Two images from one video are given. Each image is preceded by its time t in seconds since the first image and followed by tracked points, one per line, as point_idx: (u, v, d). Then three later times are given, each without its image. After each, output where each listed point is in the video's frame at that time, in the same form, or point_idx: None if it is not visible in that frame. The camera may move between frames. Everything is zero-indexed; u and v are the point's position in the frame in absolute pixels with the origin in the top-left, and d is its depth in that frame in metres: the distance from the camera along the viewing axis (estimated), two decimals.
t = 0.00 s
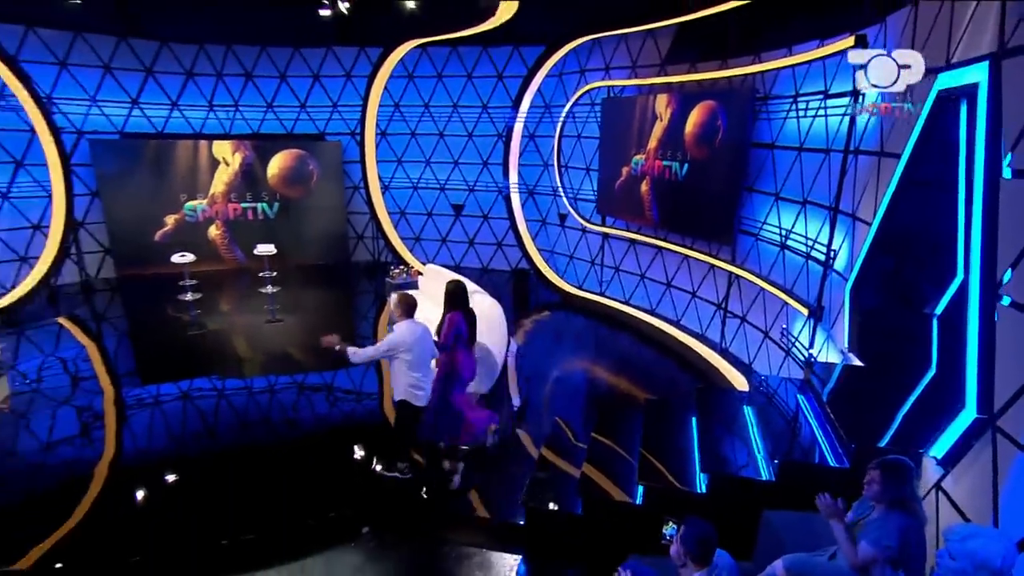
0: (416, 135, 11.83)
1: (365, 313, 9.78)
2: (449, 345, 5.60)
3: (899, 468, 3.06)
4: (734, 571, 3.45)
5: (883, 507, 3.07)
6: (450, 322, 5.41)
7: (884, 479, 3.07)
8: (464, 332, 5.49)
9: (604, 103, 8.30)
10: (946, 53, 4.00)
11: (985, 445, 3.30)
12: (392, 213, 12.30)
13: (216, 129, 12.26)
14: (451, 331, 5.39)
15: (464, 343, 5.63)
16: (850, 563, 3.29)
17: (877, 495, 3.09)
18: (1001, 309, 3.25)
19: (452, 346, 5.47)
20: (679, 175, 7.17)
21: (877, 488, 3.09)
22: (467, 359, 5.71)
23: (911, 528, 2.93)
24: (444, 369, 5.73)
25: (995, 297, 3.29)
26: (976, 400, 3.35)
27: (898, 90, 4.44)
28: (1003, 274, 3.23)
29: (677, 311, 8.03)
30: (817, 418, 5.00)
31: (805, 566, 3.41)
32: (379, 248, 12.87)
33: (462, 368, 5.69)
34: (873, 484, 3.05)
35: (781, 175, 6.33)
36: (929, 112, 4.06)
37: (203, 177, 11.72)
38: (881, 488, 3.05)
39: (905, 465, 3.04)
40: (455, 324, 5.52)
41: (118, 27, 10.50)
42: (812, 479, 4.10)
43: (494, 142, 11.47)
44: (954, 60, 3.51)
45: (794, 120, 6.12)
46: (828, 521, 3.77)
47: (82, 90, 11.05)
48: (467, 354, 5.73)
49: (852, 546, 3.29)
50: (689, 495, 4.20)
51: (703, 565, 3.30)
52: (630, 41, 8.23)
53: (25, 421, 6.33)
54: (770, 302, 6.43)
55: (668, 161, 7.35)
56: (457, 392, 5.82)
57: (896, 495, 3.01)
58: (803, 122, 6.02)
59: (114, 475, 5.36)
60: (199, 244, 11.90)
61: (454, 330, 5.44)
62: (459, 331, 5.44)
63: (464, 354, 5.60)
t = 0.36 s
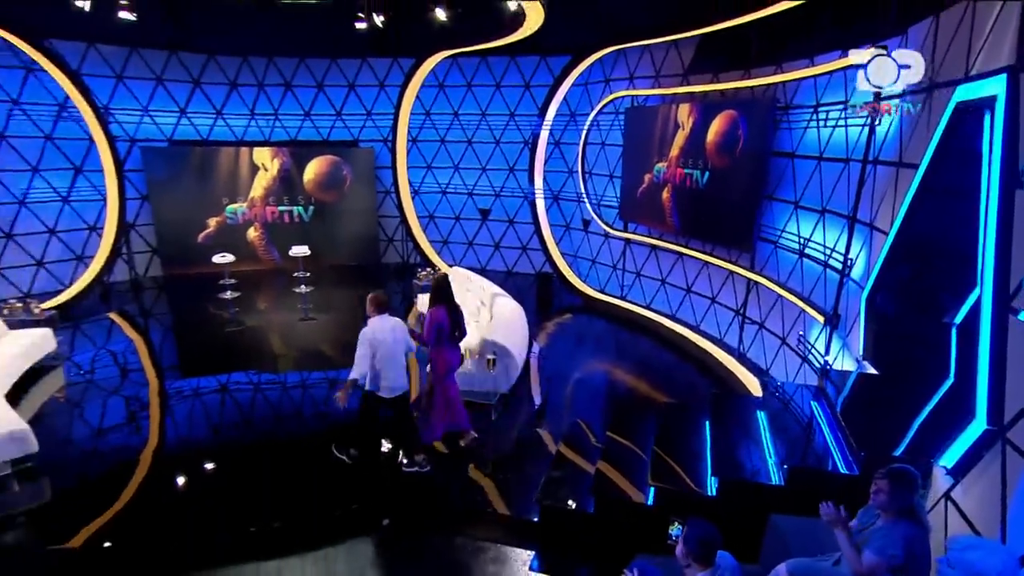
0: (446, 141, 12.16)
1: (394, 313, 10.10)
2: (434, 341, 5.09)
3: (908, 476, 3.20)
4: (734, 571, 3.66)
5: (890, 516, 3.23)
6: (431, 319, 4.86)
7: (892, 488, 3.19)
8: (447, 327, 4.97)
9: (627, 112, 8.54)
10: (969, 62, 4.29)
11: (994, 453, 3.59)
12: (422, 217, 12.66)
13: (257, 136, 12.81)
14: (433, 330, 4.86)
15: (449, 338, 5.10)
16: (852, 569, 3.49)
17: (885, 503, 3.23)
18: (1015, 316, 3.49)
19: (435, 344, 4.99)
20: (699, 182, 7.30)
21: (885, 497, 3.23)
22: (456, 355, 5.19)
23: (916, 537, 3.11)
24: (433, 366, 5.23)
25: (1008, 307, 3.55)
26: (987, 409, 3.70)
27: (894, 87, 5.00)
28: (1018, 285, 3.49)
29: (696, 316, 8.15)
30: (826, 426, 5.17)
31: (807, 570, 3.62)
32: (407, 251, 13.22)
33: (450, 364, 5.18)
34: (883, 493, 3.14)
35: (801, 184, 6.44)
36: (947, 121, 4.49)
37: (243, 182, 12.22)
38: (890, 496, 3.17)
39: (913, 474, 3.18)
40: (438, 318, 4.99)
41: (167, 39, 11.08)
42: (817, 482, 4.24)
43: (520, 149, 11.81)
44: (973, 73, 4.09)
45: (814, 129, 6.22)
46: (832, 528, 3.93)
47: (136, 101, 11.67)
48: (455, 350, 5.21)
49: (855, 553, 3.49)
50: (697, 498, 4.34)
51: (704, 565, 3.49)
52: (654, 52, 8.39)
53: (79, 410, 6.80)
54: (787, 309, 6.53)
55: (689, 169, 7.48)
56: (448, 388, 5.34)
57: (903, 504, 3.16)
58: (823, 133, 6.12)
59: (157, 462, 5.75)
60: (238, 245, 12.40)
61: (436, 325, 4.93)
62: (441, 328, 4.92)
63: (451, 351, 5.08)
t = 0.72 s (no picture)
0: (473, 148, 12.47)
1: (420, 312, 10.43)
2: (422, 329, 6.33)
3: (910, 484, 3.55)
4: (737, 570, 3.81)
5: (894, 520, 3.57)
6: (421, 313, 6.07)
7: (894, 494, 3.55)
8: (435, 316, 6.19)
9: (650, 121, 8.76)
10: (985, 74, 4.45)
11: (1001, 465, 3.92)
12: (448, 221, 12.97)
13: (293, 144, 13.24)
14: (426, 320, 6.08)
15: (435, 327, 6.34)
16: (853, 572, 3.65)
17: (891, 507, 3.59)
18: None
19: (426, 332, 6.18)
20: (718, 190, 7.49)
21: (890, 502, 3.61)
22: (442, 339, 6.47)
23: (916, 543, 3.44)
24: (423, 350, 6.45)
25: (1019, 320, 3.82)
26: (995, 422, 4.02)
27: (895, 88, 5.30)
28: None
29: (713, 321, 8.28)
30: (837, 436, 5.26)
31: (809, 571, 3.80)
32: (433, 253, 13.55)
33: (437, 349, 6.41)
34: (886, 499, 3.48)
35: (819, 193, 6.52)
36: (962, 132, 4.65)
37: (279, 188, 12.69)
38: (893, 501, 3.52)
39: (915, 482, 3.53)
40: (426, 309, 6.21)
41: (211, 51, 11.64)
42: (823, 487, 4.42)
43: (545, 156, 11.97)
44: (991, 85, 4.30)
45: (833, 139, 6.30)
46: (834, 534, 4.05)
47: (183, 111, 12.24)
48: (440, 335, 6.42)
49: (857, 558, 3.67)
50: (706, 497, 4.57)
51: (707, 565, 3.69)
52: (676, 63, 8.54)
53: (127, 399, 7.27)
54: (803, 316, 6.66)
55: (709, 177, 7.66)
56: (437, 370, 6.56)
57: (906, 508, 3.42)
58: (841, 142, 6.21)
59: (197, 451, 6.14)
60: (274, 246, 12.90)
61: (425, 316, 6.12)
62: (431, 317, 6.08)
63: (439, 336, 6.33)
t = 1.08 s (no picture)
0: (491, 154, 12.74)
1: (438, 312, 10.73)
2: (412, 325, 7.09)
3: (903, 486, 3.69)
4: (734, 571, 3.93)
5: (888, 522, 3.70)
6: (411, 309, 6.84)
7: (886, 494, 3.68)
8: (423, 316, 6.91)
9: (662, 128, 8.94)
10: (987, 85, 4.61)
11: (995, 470, 4.08)
12: (466, 225, 13.27)
13: (320, 150, 13.70)
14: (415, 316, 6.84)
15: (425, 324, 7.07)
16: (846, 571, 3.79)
17: (883, 509, 3.75)
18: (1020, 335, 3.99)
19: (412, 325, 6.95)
20: (728, 196, 7.66)
21: (883, 503, 3.73)
22: (429, 337, 7.15)
23: (907, 545, 3.55)
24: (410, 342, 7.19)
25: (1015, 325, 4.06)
26: (990, 428, 4.17)
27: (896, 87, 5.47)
28: None
29: (723, 324, 8.43)
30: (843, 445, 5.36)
31: (802, 570, 3.90)
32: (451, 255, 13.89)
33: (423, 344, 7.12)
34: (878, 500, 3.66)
35: (827, 200, 6.65)
36: (966, 141, 4.78)
37: (305, 192, 13.09)
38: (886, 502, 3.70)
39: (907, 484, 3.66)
40: (416, 307, 6.95)
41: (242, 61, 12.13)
42: (822, 489, 4.59)
43: (561, 161, 12.23)
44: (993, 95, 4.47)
45: (842, 146, 6.44)
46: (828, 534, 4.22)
47: (217, 119, 12.75)
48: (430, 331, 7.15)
49: (849, 559, 3.79)
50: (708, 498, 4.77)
51: (702, 562, 3.84)
52: (689, 72, 8.70)
53: (160, 391, 7.69)
54: (810, 320, 6.79)
55: (720, 183, 7.84)
56: (418, 362, 7.27)
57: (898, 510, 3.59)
58: (850, 149, 6.34)
59: (224, 443, 6.49)
60: (299, 247, 13.33)
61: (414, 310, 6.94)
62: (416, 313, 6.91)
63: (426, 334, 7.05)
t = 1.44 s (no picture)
0: (499, 159, 13.01)
1: (447, 312, 11.01)
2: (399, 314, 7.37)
3: (883, 484, 3.93)
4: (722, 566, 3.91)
5: (866, 520, 3.93)
6: (395, 296, 7.15)
7: (867, 493, 3.92)
8: (406, 304, 7.20)
9: (664, 135, 9.22)
10: (974, 96, 4.81)
11: (976, 468, 4.24)
12: (475, 228, 13.55)
13: (335, 155, 14.11)
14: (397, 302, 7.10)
15: (410, 311, 7.31)
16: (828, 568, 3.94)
17: (863, 508, 3.97)
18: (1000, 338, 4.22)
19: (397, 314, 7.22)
20: (729, 201, 7.84)
21: (863, 502, 3.98)
22: (416, 325, 7.33)
23: (885, 540, 3.72)
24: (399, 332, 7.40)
25: (996, 329, 4.27)
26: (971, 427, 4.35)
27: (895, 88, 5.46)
28: (1004, 306, 4.23)
29: (723, 326, 8.64)
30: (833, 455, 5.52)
31: (785, 567, 4.12)
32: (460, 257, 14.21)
33: (410, 331, 7.33)
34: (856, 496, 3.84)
35: (824, 205, 6.83)
36: (953, 149, 4.99)
37: (319, 196, 13.43)
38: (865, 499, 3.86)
39: (888, 483, 3.90)
40: (401, 296, 7.24)
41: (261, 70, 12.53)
42: (815, 489, 4.74)
43: (567, 167, 12.39)
44: (979, 105, 4.67)
45: (839, 152, 6.63)
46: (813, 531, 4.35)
47: (236, 125, 13.16)
48: (415, 320, 7.38)
49: (831, 553, 3.97)
50: (699, 493, 5.01)
51: (692, 555, 3.86)
52: (692, 80, 8.89)
53: (181, 386, 8.05)
54: (807, 323, 6.97)
55: (720, 189, 8.06)
56: (409, 351, 7.43)
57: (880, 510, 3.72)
58: (846, 156, 6.53)
59: (241, 437, 6.79)
60: (313, 249, 13.69)
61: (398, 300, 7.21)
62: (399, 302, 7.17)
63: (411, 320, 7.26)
